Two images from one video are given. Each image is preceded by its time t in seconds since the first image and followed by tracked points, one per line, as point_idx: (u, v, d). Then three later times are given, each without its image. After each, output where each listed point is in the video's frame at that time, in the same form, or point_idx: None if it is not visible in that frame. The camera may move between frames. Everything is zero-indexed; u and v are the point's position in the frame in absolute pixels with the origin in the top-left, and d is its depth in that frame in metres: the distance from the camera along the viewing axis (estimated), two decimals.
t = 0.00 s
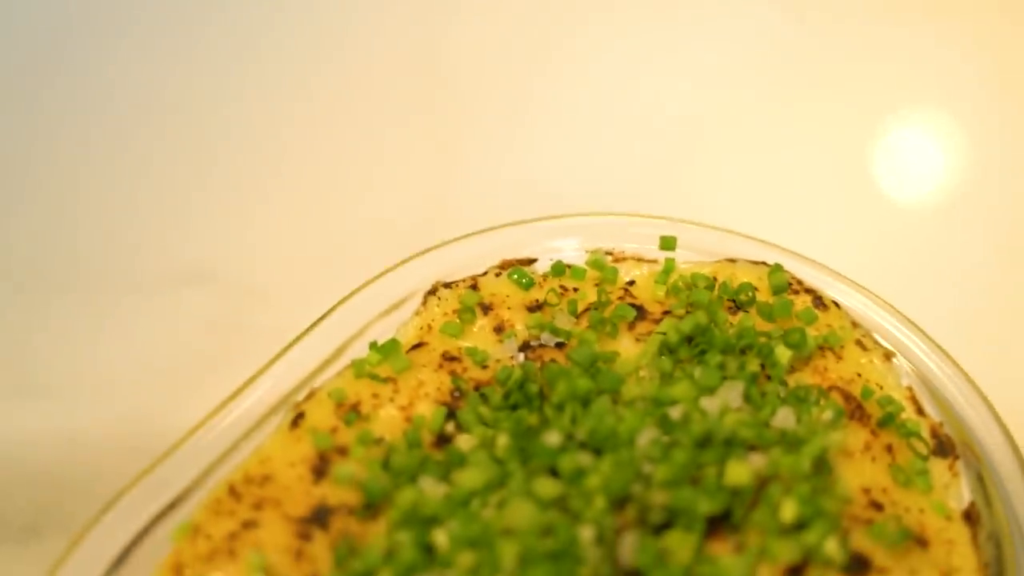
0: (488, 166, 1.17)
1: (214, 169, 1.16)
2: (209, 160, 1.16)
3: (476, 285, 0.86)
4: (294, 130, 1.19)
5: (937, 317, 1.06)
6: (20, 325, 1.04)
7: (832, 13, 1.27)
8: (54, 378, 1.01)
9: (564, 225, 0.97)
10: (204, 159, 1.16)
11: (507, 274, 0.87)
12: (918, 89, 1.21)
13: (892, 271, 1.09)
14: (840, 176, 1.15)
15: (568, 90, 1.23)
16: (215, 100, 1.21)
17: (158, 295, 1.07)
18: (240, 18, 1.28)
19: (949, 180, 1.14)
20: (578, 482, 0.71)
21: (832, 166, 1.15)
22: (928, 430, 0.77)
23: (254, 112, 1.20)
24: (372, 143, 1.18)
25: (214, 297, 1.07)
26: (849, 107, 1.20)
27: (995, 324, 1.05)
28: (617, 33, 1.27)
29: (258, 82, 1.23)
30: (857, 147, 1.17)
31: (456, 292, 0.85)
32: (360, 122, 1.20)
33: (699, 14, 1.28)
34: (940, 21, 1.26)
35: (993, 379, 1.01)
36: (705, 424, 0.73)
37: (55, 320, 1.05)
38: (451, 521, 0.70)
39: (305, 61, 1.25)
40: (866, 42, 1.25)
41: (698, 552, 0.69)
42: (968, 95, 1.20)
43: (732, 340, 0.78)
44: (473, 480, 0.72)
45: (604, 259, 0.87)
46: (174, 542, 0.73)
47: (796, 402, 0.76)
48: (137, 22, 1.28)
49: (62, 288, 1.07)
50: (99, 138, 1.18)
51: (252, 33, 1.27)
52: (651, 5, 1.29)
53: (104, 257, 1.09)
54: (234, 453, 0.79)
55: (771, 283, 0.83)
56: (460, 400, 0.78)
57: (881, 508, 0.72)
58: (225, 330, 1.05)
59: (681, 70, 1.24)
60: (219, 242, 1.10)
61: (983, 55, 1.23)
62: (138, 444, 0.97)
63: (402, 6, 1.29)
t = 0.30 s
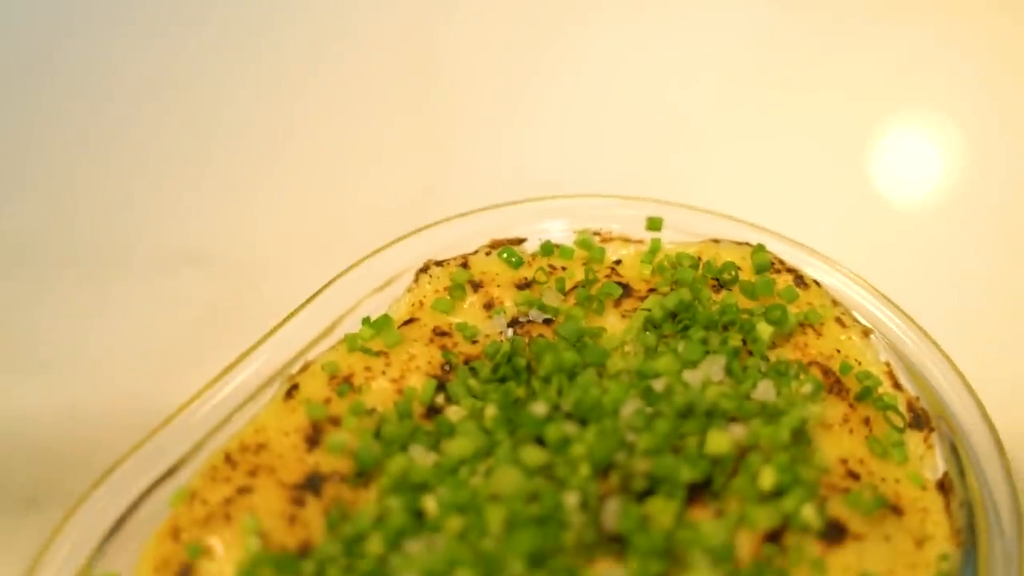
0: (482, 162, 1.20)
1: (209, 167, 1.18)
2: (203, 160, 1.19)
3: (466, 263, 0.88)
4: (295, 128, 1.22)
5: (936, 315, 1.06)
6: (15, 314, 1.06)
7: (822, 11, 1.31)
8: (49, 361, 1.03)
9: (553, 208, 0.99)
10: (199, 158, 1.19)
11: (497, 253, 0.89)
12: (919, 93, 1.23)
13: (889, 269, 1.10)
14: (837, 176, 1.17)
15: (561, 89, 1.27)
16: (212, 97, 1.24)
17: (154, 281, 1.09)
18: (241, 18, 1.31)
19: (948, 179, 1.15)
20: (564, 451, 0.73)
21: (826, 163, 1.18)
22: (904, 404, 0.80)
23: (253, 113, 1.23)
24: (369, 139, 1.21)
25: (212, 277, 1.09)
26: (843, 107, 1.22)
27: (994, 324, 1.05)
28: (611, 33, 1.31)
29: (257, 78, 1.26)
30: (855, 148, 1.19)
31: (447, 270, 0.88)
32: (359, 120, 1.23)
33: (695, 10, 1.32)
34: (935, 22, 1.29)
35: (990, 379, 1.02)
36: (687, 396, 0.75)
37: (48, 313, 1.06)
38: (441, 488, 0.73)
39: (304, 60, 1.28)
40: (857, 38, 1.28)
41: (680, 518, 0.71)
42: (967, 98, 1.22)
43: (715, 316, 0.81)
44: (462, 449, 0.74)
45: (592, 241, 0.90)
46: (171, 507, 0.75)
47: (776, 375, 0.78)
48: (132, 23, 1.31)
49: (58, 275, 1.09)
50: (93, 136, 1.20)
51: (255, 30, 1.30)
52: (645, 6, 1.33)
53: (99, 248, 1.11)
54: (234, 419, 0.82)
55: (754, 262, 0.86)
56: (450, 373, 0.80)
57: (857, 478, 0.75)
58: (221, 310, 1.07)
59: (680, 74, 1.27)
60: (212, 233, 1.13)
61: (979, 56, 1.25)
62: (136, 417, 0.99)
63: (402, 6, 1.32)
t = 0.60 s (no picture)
0: (480, 160, 1.25)
1: (207, 168, 1.22)
2: (200, 160, 1.22)
3: (464, 246, 0.90)
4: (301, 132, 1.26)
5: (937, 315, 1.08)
6: (13, 310, 1.08)
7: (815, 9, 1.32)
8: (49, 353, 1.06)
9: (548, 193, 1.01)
10: (196, 158, 1.22)
11: (494, 236, 0.91)
12: (923, 92, 1.24)
13: (889, 269, 1.13)
14: (838, 177, 1.20)
15: (553, 89, 1.30)
16: (210, 97, 1.27)
17: (150, 273, 1.13)
18: (238, 19, 1.33)
19: (949, 178, 1.17)
20: (558, 425, 0.75)
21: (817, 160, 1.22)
22: (891, 381, 0.82)
23: (246, 112, 1.26)
24: (368, 138, 1.26)
25: (210, 266, 1.15)
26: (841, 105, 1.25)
27: (994, 324, 1.07)
28: (604, 33, 1.33)
29: (253, 78, 1.29)
30: (858, 149, 1.22)
31: (445, 253, 0.90)
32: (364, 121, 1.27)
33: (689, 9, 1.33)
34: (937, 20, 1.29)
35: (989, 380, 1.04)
36: (679, 372, 0.77)
37: (47, 311, 1.09)
38: (437, 462, 0.75)
39: (303, 62, 1.31)
40: (851, 36, 1.30)
41: (670, 489, 0.73)
42: (971, 96, 1.23)
43: (706, 296, 0.83)
44: (458, 424, 0.76)
45: (588, 224, 0.91)
46: (176, 481, 0.77)
47: (766, 352, 0.80)
48: (127, 23, 1.31)
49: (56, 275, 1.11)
50: (89, 136, 1.21)
51: (253, 30, 1.32)
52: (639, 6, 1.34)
53: (100, 243, 1.14)
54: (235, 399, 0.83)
55: (745, 244, 0.88)
56: (448, 352, 0.82)
57: (845, 453, 0.76)
58: (222, 296, 1.13)
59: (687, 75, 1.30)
60: (213, 232, 1.17)
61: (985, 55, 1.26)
62: (136, 402, 1.03)
63: (398, 6, 1.35)
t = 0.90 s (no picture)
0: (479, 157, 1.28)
1: (207, 165, 1.24)
2: (200, 160, 1.24)
3: (458, 231, 0.92)
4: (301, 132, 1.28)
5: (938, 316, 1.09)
6: (15, 303, 1.11)
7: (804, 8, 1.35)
8: (50, 339, 1.09)
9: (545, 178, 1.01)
10: (196, 158, 1.24)
11: (488, 222, 0.93)
12: (924, 97, 1.26)
13: (889, 269, 1.14)
14: (838, 177, 1.22)
15: (548, 89, 1.33)
16: (210, 97, 1.29)
17: (151, 264, 1.16)
18: (238, 18, 1.36)
19: (950, 180, 1.19)
20: (547, 401, 0.78)
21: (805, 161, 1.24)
22: (873, 361, 0.84)
23: (246, 112, 1.29)
24: (367, 136, 1.28)
25: (211, 258, 1.17)
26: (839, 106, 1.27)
27: (996, 322, 1.08)
28: (599, 32, 1.36)
29: (253, 78, 1.32)
30: (858, 150, 1.23)
31: (440, 238, 0.92)
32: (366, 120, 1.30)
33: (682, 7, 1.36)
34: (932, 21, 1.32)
35: (988, 379, 1.04)
36: (665, 351, 0.80)
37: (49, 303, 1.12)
38: (430, 437, 0.77)
39: (304, 61, 1.33)
40: (841, 35, 1.33)
41: (656, 464, 0.75)
42: (971, 97, 1.25)
43: (693, 280, 0.85)
44: (450, 401, 0.79)
45: (580, 211, 0.94)
46: (177, 456, 0.79)
47: (750, 333, 0.82)
48: (126, 23, 1.34)
49: (50, 275, 1.14)
50: (85, 138, 1.24)
51: (254, 29, 1.35)
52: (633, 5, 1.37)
53: (100, 238, 1.17)
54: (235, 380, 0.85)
55: (732, 229, 0.90)
56: (441, 333, 0.85)
57: (826, 429, 0.79)
58: (215, 284, 1.15)
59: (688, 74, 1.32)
60: (213, 225, 1.20)
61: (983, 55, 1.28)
62: (135, 384, 1.07)
63: (398, 6, 1.38)
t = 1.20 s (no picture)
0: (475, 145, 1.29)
1: (208, 161, 1.26)
2: (199, 160, 1.26)
3: (450, 216, 0.94)
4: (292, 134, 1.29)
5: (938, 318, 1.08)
6: (16, 290, 1.14)
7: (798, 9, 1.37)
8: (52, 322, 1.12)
9: (540, 162, 1.00)
10: (195, 158, 1.26)
11: (479, 207, 0.95)
12: (924, 101, 1.27)
13: (889, 268, 1.14)
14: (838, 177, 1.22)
15: (545, 89, 1.34)
16: (209, 98, 1.31)
17: (151, 247, 1.19)
18: (236, 18, 1.38)
19: (950, 181, 1.19)
20: (535, 378, 0.80)
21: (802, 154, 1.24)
22: (853, 341, 0.86)
23: (247, 111, 1.30)
24: (364, 127, 1.30)
25: (209, 243, 1.19)
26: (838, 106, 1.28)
27: (1004, 323, 1.07)
28: (588, 32, 1.38)
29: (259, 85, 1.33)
30: (858, 150, 1.24)
31: (432, 222, 0.94)
32: (361, 118, 1.31)
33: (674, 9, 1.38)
34: (927, 24, 1.34)
35: (983, 376, 1.04)
36: (650, 330, 0.82)
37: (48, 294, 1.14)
38: (420, 413, 0.79)
39: (304, 62, 1.35)
40: (835, 36, 1.34)
41: (640, 439, 0.77)
42: (971, 99, 1.26)
43: (680, 262, 0.87)
44: (440, 378, 0.80)
45: (569, 196, 0.95)
46: (172, 431, 0.81)
47: (735, 314, 0.84)
48: (124, 24, 1.37)
49: (47, 275, 1.16)
50: (85, 137, 1.26)
51: (253, 30, 1.37)
52: (624, 6, 1.39)
53: (101, 230, 1.19)
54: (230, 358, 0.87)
55: (718, 213, 0.92)
56: (433, 313, 0.86)
57: (808, 407, 0.80)
58: (216, 269, 1.17)
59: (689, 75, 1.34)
60: (211, 212, 1.22)
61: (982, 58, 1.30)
62: (135, 363, 1.09)
63: (397, 6, 1.40)
